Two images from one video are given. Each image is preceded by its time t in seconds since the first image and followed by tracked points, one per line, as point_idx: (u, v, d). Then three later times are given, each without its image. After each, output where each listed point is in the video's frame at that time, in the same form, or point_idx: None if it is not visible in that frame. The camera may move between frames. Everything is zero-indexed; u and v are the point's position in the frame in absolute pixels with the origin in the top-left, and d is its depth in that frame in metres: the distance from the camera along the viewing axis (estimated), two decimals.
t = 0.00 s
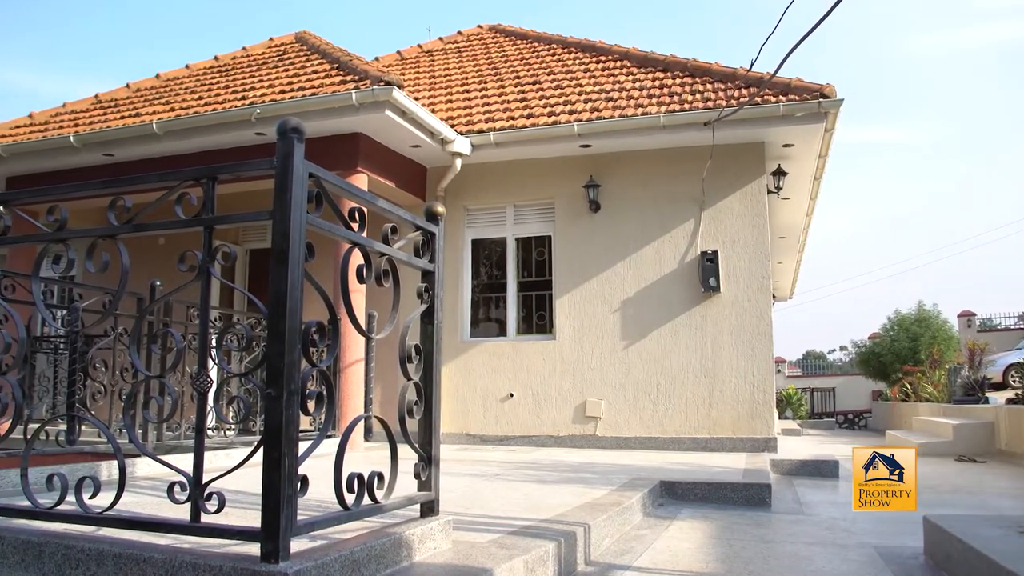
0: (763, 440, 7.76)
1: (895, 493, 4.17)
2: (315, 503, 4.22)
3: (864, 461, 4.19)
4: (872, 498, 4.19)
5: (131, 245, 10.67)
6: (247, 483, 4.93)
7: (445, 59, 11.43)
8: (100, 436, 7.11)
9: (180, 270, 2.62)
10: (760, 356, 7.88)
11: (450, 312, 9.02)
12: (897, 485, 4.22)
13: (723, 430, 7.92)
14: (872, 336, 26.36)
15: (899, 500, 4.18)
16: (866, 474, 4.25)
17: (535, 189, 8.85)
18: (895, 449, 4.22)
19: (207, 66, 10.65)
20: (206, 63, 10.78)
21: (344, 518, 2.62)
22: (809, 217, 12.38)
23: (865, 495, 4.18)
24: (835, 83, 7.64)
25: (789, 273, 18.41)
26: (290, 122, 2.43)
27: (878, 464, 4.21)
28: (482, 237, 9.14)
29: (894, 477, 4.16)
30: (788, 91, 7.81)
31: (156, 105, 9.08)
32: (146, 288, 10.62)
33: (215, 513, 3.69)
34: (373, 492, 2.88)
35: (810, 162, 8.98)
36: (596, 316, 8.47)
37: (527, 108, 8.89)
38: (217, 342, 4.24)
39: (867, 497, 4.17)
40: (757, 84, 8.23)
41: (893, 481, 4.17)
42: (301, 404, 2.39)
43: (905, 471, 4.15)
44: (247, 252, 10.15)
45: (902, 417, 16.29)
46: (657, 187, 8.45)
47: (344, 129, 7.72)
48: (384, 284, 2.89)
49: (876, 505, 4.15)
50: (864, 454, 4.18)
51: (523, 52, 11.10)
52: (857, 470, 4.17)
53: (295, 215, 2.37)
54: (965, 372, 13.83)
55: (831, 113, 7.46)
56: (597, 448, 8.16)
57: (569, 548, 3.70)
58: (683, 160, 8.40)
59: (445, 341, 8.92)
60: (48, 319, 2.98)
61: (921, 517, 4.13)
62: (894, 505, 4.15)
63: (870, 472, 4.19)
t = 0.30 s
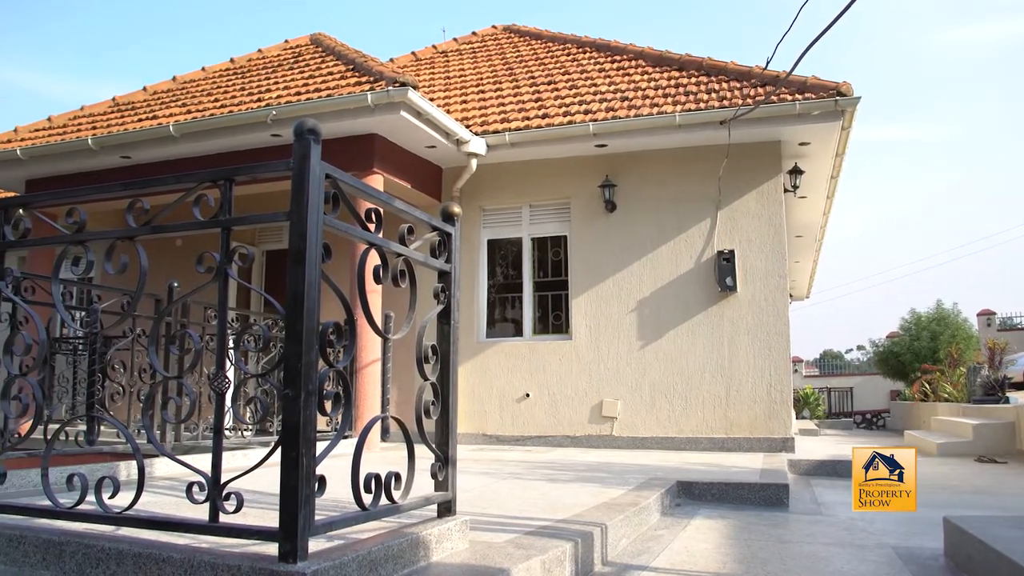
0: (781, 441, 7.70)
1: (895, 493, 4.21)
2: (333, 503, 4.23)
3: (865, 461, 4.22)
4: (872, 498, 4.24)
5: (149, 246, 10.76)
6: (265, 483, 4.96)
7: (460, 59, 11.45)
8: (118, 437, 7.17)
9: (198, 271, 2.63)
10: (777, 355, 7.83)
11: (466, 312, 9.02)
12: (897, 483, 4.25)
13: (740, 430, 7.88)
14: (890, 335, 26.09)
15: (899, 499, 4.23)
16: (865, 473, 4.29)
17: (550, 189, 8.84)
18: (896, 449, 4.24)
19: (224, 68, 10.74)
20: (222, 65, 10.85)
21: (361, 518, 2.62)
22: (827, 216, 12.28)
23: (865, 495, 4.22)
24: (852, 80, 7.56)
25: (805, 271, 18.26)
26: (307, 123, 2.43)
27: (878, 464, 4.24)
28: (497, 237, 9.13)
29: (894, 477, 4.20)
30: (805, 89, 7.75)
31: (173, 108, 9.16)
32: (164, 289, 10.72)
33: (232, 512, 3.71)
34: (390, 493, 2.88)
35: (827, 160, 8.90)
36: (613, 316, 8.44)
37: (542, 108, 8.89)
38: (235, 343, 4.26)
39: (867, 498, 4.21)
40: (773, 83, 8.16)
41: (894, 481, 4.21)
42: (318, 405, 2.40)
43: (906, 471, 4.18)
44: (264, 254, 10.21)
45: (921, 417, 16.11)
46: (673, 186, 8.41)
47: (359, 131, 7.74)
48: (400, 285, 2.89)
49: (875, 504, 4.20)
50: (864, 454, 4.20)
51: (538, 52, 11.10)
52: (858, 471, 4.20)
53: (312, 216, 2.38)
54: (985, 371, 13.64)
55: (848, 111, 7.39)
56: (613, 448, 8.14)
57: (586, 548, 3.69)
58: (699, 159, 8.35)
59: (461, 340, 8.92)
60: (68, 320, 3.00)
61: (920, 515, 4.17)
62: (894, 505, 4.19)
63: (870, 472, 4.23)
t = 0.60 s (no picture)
0: (793, 441, 7.67)
1: (895, 493, 4.25)
2: (345, 504, 4.24)
3: (865, 461, 4.25)
4: (872, 498, 4.28)
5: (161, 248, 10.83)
6: (277, 483, 4.97)
7: (469, 60, 11.46)
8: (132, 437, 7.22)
9: (210, 273, 2.63)
10: (789, 355, 7.79)
11: (477, 313, 9.02)
12: (897, 482, 4.29)
13: (752, 430, 7.84)
14: (903, 335, 25.91)
15: (899, 498, 4.28)
16: (866, 472, 4.33)
17: (561, 189, 8.82)
18: (896, 450, 4.27)
19: (234, 70, 10.79)
20: (233, 67, 10.90)
21: (373, 518, 2.62)
22: (839, 215, 12.21)
23: (865, 495, 4.27)
24: (864, 79, 7.51)
25: (817, 271, 18.15)
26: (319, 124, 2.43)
27: (878, 464, 4.27)
28: (508, 238, 9.13)
29: (894, 478, 4.24)
30: (816, 88, 7.70)
31: (184, 110, 9.21)
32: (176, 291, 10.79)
33: (245, 513, 3.72)
34: (402, 493, 2.88)
35: (839, 159, 8.84)
36: (624, 317, 8.42)
37: (552, 108, 8.88)
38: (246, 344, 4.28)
39: (867, 498, 4.26)
40: (785, 81, 8.12)
41: (894, 481, 4.25)
42: (331, 405, 2.40)
43: (905, 471, 4.22)
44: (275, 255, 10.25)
45: (934, 416, 15.98)
46: (684, 186, 8.38)
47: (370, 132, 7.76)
48: (412, 285, 2.88)
49: (875, 504, 4.24)
50: (864, 455, 4.23)
51: (547, 52, 11.09)
52: (858, 471, 4.24)
53: (324, 217, 2.38)
54: (1000, 371, 13.52)
55: (860, 109, 7.34)
56: (625, 449, 8.12)
57: (598, 549, 3.68)
58: (710, 158, 8.32)
59: (472, 341, 8.92)
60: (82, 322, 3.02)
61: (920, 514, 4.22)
62: (894, 505, 4.24)
63: (870, 472, 4.27)
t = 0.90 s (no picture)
0: (804, 441, 7.64)
1: (895, 493, 4.24)
2: (355, 504, 4.25)
3: (865, 461, 4.23)
4: (872, 498, 4.28)
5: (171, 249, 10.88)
6: (288, 484, 4.99)
7: (478, 60, 11.46)
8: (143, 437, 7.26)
9: (220, 274, 2.64)
10: (799, 355, 7.76)
11: (487, 313, 9.02)
12: (897, 482, 4.27)
13: (762, 430, 7.81)
14: (914, 334, 25.73)
15: (900, 498, 4.27)
16: (866, 473, 4.32)
17: (570, 189, 8.81)
18: (896, 449, 4.25)
19: (243, 71, 10.83)
20: (242, 68, 10.95)
21: (383, 518, 2.62)
22: (850, 213, 12.13)
23: (865, 495, 4.26)
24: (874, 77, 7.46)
25: (826, 270, 18.06)
26: (328, 125, 2.44)
27: (879, 464, 4.25)
28: (517, 237, 9.12)
29: (894, 478, 4.23)
30: (826, 86, 7.66)
31: (194, 111, 9.25)
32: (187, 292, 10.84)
33: (255, 512, 3.74)
34: (413, 493, 2.88)
35: (849, 157, 8.79)
36: (634, 316, 8.40)
37: (561, 108, 8.86)
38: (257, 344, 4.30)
39: (867, 498, 4.26)
40: (794, 80, 8.09)
41: (894, 481, 4.24)
42: (341, 405, 2.40)
43: (906, 471, 4.20)
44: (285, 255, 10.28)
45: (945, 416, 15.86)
46: (693, 185, 8.35)
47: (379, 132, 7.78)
48: (422, 285, 2.88)
49: (875, 505, 4.23)
50: (864, 455, 4.22)
51: (556, 51, 11.08)
52: (858, 471, 4.22)
53: (334, 217, 2.38)
54: (1013, 370, 13.40)
55: (870, 108, 7.30)
56: (635, 448, 8.10)
57: (608, 549, 3.67)
58: (720, 157, 8.29)
59: (482, 340, 8.91)
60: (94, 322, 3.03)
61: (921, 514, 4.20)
62: (894, 505, 4.23)
63: (870, 472, 4.26)
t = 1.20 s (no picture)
0: (810, 441, 7.62)
1: (895, 493, 4.20)
2: (362, 504, 4.25)
3: (864, 461, 4.21)
4: (872, 498, 4.23)
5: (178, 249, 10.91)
6: (294, 484, 5.00)
7: (483, 60, 11.46)
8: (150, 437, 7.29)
9: (226, 274, 2.64)
10: (805, 354, 7.74)
11: (493, 313, 9.01)
12: (897, 483, 4.23)
13: (769, 430, 7.79)
14: (921, 333, 25.62)
15: (900, 499, 4.22)
16: (866, 473, 4.29)
17: (575, 189, 8.80)
18: (895, 449, 4.22)
19: (249, 71, 10.85)
20: (247, 69, 10.97)
21: (390, 518, 2.62)
22: (856, 212, 12.09)
23: (865, 495, 4.23)
24: (880, 76, 7.43)
25: (833, 270, 17.99)
26: (334, 125, 2.44)
27: (878, 464, 4.23)
28: (523, 237, 9.12)
29: (894, 477, 4.19)
30: (831, 85, 7.64)
31: (200, 111, 9.27)
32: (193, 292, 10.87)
33: (262, 512, 3.75)
34: (419, 493, 2.88)
35: (856, 156, 8.76)
36: (640, 316, 8.39)
37: (567, 107, 8.85)
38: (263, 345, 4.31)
39: (867, 497, 4.22)
40: (800, 79, 8.06)
41: (893, 481, 4.20)
42: (347, 405, 2.41)
43: (905, 471, 4.17)
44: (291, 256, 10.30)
45: (952, 415, 15.79)
46: (699, 185, 8.33)
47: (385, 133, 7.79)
48: (428, 285, 2.88)
49: (874, 504, 4.19)
50: (864, 454, 4.19)
51: (562, 51, 11.07)
52: (857, 471, 4.20)
53: (340, 217, 2.38)
54: (1021, 369, 13.32)
55: (876, 107, 7.27)
56: (641, 448, 8.09)
57: (614, 549, 3.66)
58: (725, 157, 8.27)
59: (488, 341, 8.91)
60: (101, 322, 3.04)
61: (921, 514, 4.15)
62: (894, 505, 4.19)
63: (870, 472, 4.23)
